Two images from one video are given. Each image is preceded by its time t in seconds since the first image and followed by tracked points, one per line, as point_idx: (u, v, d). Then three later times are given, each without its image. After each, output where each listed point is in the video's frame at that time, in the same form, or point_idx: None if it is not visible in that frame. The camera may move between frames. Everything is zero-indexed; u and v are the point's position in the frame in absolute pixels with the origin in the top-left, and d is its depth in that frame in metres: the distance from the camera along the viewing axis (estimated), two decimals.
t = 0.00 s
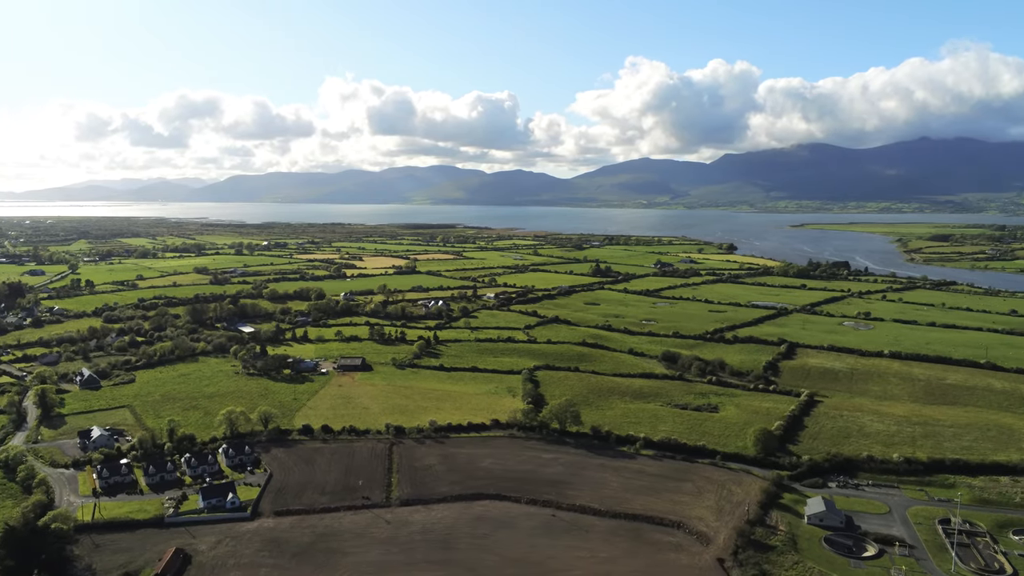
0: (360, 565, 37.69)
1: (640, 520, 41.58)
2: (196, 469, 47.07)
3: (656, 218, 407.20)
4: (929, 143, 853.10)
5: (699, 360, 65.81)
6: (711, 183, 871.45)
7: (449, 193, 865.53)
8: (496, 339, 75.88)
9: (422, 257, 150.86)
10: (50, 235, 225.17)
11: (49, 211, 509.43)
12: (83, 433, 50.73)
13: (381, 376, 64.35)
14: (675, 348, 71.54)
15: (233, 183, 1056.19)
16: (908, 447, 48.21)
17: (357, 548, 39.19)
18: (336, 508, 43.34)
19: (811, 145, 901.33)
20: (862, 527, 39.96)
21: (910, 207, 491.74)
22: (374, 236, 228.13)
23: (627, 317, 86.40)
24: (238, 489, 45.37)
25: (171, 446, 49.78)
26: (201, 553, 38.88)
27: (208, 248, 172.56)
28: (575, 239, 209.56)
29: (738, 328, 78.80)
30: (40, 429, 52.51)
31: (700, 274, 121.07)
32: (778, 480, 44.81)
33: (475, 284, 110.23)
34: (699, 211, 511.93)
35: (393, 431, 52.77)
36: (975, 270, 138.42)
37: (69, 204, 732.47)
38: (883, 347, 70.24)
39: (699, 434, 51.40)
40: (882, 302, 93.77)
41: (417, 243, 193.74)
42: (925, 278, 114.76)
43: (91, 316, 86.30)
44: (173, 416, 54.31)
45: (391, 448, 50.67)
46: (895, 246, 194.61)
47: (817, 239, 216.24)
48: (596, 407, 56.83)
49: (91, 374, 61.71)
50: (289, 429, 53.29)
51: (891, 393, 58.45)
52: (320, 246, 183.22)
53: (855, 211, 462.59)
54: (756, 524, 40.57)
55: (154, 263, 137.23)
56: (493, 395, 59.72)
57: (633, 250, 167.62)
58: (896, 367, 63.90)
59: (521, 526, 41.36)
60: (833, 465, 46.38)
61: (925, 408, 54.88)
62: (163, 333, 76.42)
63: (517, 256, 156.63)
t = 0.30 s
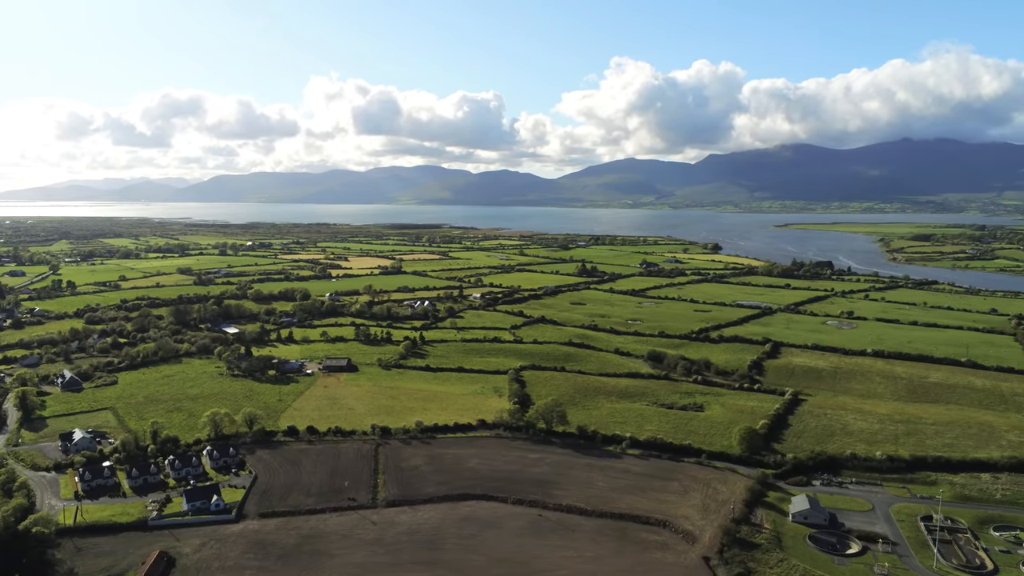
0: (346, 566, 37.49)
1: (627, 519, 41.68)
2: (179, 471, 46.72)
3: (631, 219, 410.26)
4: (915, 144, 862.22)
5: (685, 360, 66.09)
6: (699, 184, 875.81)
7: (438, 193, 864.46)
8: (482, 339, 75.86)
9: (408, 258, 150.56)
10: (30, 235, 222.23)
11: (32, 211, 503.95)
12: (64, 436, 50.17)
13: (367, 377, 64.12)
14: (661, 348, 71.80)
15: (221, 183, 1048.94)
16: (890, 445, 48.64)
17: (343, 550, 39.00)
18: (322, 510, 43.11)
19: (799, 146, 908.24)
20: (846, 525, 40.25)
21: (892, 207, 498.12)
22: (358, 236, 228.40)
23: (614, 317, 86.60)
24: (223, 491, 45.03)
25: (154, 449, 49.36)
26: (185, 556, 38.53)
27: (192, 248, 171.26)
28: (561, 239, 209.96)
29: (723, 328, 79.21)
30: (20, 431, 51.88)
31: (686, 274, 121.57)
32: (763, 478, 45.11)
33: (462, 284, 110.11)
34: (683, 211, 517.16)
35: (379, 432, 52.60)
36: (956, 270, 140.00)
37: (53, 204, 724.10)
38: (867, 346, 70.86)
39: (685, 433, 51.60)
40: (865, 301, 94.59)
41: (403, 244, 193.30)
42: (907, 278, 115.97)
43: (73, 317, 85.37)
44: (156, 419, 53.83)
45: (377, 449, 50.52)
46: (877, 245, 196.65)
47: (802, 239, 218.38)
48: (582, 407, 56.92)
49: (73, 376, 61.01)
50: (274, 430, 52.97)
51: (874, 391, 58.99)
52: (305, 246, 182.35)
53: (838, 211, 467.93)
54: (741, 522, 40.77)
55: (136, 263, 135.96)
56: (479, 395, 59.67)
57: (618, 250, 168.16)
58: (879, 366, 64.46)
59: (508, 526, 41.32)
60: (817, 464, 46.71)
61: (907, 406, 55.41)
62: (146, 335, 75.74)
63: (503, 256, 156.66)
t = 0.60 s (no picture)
0: (332, 568, 37.31)
1: (613, 518, 41.78)
2: (163, 474, 46.34)
3: (618, 219, 411.81)
4: (900, 145, 871.46)
5: (670, 359, 66.37)
6: (687, 183, 879.88)
7: (427, 192, 863.17)
8: (468, 339, 75.79)
9: (394, 258, 150.23)
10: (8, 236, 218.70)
11: (12, 211, 497.72)
12: (45, 439, 49.56)
13: (352, 378, 63.86)
14: (646, 348, 72.08)
15: (208, 183, 1040.93)
16: (873, 443, 49.07)
17: (328, 551, 38.80)
18: (307, 511, 42.87)
19: (786, 146, 915.16)
20: (829, 522, 40.56)
21: (873, 207, 504.52)
22: (342, 236, 228.44)
23: (599, 317, 86.79)
24: (206, 493, 44.67)
25: (137, 451, 48.89)
26: (169, 559, 38.17)
27: (175, 248, 169.85)
28: (547, 239, 210.31)
29: (707, 327, 79.64)
30: None
31: (671, 274, 122.07)
32: (747, 477, 45.40)
33: (448, 284, 109.94)
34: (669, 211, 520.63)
35: (365, 433, 52.42)
36: (937, 269, 141.64)
37: (36, 204, 715.08)
38: (850, 345, 71.50)
39: (670, 432, 51.81)
40: (848, 300, 95.47)
41: (389, 244, 192.75)
42: (889, 277, 117.28)
43: (53, 319, 84.32)
44: (139, 421, 53.30)
45: (363, 450, 50.33)
46: (860, 245, 198.80)
47: (786, 239, 219.44)
48: (568, 406, 57.01)
49: (54, 379, 60.28)
50: (259, 431, 52.63)
51: (857, 390, 59.53)
52: (289, 246, 181.20)
53: (821, 211, 473.29)
54: (726, 521, 40.98)
55: (118, 264, 134.42)
56: (465, 396, 59.59)
57: (604, 250, 168.66)
58: (862, 365, 65.04)
59: (494, 527, 41.30)
60: (801, 462, 47.05)
61: (890, 404, 55.94)
62: (129, 336, 75.00)
63: (488, 256, 156.60)
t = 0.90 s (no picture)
0: (317, 570, 37.09)
1: (599, 518, 41.85)
2: (146, 477, 45.86)
3: (604, 219, 413.09)
4: (885, 145, 880.37)
5: (655, 359, 66.59)
6: (676, 183, 883.65)
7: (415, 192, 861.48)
8: (454, 340, 75.70)
9: (379, 258, 149.79)
10: None
11: None
12: (25, 442, 48.94)
13: (338, 379, 63.55)
14: (632, 347, 72.29)
15: (195, 183, 1033.23)
16: (856, 441, 49.50)
17: (313, 553, 38.58)
18: (293, 513, 42.61)
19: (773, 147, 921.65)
20: (813, 520, 40.85)
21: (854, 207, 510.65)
22: (326, 236, 228.37)
23: (585, 316, 86.94)
24: (190, 496, 44.27)
25: (120, 454, 48.39)
26: (152, 562, 37.81)
27: (158, 249, 168.44)
28: (533, 239, 210.63)
29: (692, 327, 79.96)
30: None
31: (657, 274, 122.51)
32: (732, 475, 45.63)
33: (434, 285, 109.78)
34: (654, 211, 523.57)
35: (350, 434, 52.17)
36: (919, 269, 143.22)
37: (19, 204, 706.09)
38: (833, 344, 72.12)
39: (656, 431, 51.98)
40: (831, 300, 96.22)
41: (375, 244, 192.20)
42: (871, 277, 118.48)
43: (33, 320, 83.33)
44: (122, 423, 52.76)
45: (348, 451, 50.11)
46: (843, 245, 200.88)
47: (770, 239, 220.05)
48: (554, 406, 57.04)
49: (34, 381, 59.51)
50: (243, 433, 52.25)
51: (840, 388, 60.00)
52: (274, 247, 180.24)
53: (804, 211, 478.41)
54: (712, 519, 41.17)
55: (99, 265, 133.03)
56: (451, 396, 59.51)
57: (590, 250, 169.10)
58: (845, 363, 65.59)
59: (480, 527, 41.24)
60: (785, 461, 47.35)
61: (873, 403, 56.46)
62: (111, 337, 74.26)
63: (474, 256, 156.50)
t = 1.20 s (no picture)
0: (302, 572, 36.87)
1: (585, 517, 41.91)
2: (129, 479, 45.43)
3: (591, 219, 414.77)
4: (871, 146, 889.13)
5: (641, 358, 66.80)
6: (664, 183, 887.04)
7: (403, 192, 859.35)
8: (440, 340, 75.59)
9: (365, 259, 149.39)
10: None
11: None
12: (5, 445, 48.26)
13: (323, 380, 63.27)
14: (618, 347, 72.49)
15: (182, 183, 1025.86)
16: (839, 439, 49.91)
17: (299, 555, 38.36)
18: (278, 515, 42.36)
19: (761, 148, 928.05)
20: (797, 518, 41.12)
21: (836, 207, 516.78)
22: (311, 236, 227.75)
23: (571, 316, 87.10)
24: (174, 498, 43.90)
25: (102, 456, 47.86)
26: (135, 566, 37.45)
27: (141, 249, 166.92)
28: (518, 239, 210.90)
29: (677, 327, 80.25)
30: None
31: (643, 274, 122.94)
32: (717, 474, 45.84)
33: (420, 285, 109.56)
34: (641, 211, 526.08)
35: (336, 435, 51.94)
36: (900, 268, 144.90)
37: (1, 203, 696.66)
38: (816, 343, 72.69)
39: (642, 431, 52.15)
40: (814, 299, 97.01)
41: (360, 244, 191.54)
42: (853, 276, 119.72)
43: (14, 322, 82.30)
44: (104, 425, 52.20)
45: (334, 452, 49.87)
46: (826, 244, 202.90)
47: (754, 240, 220.09)
48: (540, 406, 57.08)
49: (14, 383, 58.78)
50: (228, 435, 51.86)
51: (824, 387, 60.46)
52: (258, 247, 179.15)
53: (788, 211, 483.21)
54: (697, 518, 41.35)
55: (80, 265, 131.60)
56: (437, 396, 59.40)
57: (575, 250, 169.48)
58: (828, 362, 66.14)
59: (467, 527, 41.18)
60: (770, 459, 47.64)
61: (856, 401, 56.92)
62: (92, 339, 73.46)
63: (460, 256, 156.34)
